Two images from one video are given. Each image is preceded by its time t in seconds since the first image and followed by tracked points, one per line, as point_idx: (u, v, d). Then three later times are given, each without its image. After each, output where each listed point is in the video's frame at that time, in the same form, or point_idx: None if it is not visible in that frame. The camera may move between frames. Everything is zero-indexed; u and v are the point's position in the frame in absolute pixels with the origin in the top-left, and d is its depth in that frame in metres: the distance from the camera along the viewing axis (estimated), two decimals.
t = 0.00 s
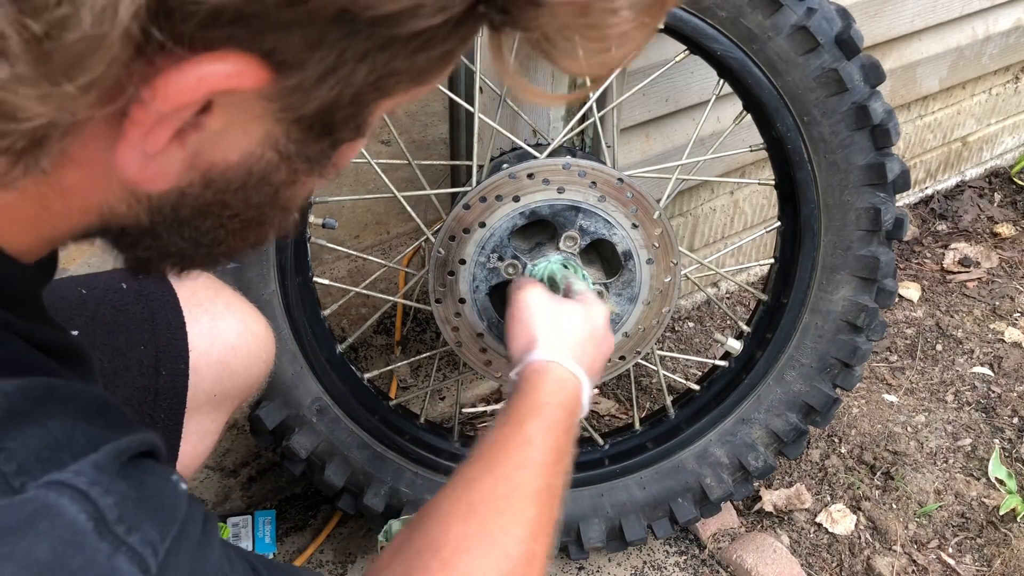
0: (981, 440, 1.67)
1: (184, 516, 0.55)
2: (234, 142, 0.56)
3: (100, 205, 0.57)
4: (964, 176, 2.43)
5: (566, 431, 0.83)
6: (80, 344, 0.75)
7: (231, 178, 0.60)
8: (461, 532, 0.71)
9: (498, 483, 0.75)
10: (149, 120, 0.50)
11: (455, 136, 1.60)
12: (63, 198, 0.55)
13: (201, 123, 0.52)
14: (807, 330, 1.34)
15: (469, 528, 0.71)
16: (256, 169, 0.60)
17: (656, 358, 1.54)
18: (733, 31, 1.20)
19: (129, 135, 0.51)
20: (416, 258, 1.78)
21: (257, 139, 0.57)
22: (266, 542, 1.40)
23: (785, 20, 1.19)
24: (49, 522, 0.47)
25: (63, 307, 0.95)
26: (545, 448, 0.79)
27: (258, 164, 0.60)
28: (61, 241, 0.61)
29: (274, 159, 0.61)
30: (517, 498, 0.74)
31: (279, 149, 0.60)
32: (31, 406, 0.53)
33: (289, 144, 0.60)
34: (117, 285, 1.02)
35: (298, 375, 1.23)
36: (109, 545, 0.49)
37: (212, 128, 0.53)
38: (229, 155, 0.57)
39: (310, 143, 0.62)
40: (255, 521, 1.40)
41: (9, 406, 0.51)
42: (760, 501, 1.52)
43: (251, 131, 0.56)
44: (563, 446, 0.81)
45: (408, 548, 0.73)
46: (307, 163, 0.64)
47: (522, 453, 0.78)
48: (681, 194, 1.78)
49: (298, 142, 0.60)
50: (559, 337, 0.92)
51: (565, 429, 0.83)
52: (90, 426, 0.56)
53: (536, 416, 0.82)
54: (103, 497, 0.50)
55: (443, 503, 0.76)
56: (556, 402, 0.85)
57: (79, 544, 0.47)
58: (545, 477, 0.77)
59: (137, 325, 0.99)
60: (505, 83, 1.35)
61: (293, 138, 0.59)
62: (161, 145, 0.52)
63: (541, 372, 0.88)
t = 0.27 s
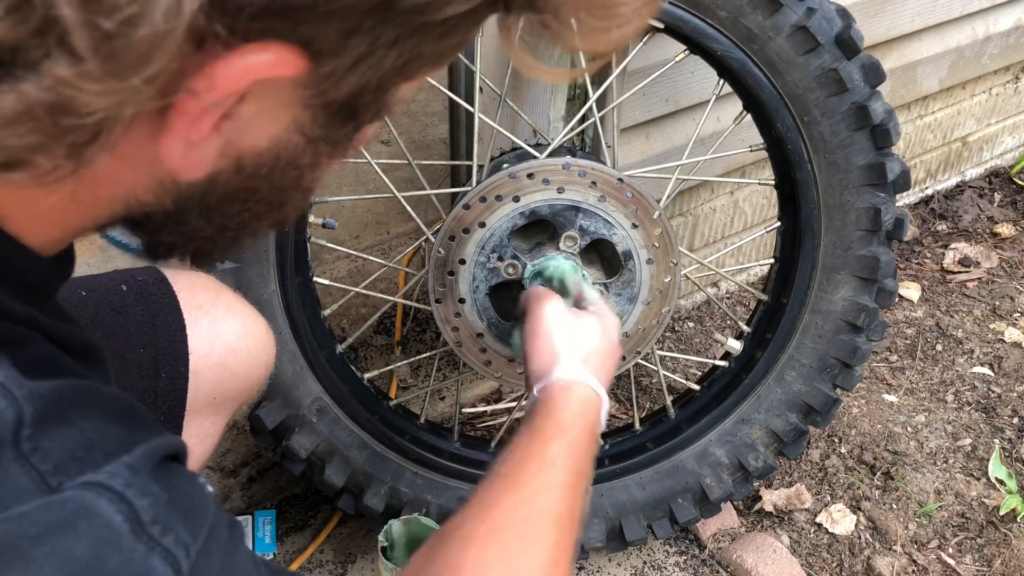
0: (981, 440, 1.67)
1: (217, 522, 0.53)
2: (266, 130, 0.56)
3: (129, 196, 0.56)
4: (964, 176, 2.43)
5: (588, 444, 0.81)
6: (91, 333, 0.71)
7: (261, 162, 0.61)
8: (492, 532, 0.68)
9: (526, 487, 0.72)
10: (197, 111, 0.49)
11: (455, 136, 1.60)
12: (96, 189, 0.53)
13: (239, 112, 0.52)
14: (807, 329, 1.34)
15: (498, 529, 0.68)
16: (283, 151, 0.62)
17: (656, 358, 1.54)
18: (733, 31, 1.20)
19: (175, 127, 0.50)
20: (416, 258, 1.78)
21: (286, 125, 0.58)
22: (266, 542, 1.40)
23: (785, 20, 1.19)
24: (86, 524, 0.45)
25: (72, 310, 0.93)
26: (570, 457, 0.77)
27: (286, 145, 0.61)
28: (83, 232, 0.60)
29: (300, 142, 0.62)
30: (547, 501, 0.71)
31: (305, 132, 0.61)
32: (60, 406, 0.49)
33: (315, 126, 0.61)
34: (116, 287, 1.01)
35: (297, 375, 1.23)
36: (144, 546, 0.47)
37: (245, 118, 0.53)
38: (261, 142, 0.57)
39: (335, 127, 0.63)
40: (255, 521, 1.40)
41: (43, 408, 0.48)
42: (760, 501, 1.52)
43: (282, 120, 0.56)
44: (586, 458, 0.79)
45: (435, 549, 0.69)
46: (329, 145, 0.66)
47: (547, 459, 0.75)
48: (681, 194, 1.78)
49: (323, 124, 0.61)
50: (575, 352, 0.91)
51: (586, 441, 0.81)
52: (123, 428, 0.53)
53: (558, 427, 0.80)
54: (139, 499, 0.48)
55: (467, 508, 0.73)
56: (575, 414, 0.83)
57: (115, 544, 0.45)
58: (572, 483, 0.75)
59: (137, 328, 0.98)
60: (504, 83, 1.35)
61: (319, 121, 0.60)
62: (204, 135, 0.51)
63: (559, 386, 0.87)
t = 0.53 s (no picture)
0: (981, 439, 1.67)
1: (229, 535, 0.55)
2: (290, 128, 0.62)
3: (159, 197, 0.62)
4: (964, 176, 2.44)
5: (573, 452, 0.79)
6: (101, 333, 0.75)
7: (286, 159, 0.67)
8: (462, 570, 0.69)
9: (499, 518, 0.73)
10: (240, 114, 0.55)
11: (455, 136, 1.59)
12: (133, 190, 0.59)
13: (270, 114, 0.58)
14: (807, 329, 1.34)
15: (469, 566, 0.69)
16: (307, 148, 0.67)
17: (657, 358, 1.54)
18: (733, 31, 1.20)
19: (218, 130, 0.57)
20: (416, 258, 1.78)
21: (310, 124, 0.63)
22: (267, 542, 1.39)
23: (785, 20, 1.19)
24: (107, 539, 0.47)
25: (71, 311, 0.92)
26: (550, 463, 0.77)
27: (308, 144, 0.66)
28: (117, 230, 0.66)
29: (324, 139, 0.67)
30: (518, 531, 0.72)
31: (327, 129, 0.66)
32: (86, 425, 0.51)
33: (336, 123, 0.66)
34: (109, 286, 1.00)
35: (298, 375, 1.23)
36: (161, 561, 0.49)
37: (274, 118, 0.59)
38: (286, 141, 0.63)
39: (357, 122, 0.68)
40: (255, 521, 1.40)
41: (66, 429, 0.49)
42: (761, 501, 1.52)
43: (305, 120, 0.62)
44: (570, 469, 0.78)
45: None
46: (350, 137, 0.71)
47: (523, 484, 0.75)
48: (681, 194, 1.78)
49: (343, 121, 0.66)
50: (561, 354, 0.88)
51: (572, 449, 0.79)
52: (141, 445, 0.55)
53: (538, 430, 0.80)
54: (157, 514, 0.50)
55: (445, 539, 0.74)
56: (559, 423, 0.81)
57: (134, 559, 0.48)
58: (550, 504, 0.74)
59: (131, 326, 0.97)
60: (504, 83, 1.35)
61: (340, 117, 0.65)
62: (242, 137, 0.58)
63: (542, 392, 0.84)
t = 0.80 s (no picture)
0: (981, 439, 1.67)
1: (237, 527, 0.54)
2: (286, 101, 0.65)
3: (158, 168, 0.64)
4: (964, 176, 2.44)
5: (567, 461, 0.80)
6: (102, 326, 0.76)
7: (283, 129, 0.69)
8: None
9: (493, 524, 0.72)
10: (244, 80, 0.58)
11: (455, 136, 1.60)
12: (134, 161, 0.61)
13: (271, 83, 0.61)
14: (807, 329, 1.34)
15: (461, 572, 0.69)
16: (305, 119, 0.70)
17: (657, 358, 1.54)
18: (733, 31, 1.20)
19: (222, 97, 0.59)
20: (416, 258, 1.78)
21: (308, 94, 0.66)
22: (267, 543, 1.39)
23: (785, 20, 1.19)
24: (120, 516, 0.47)
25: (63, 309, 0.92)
26: (545, 475, 0.76)
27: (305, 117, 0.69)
28: (116, 204, 0.68)
29: (321, 110, 0.70)
30: (511, 539, 0.72)
31: (325, 99, 0.69)
32: (96, 402, 0.51)
33: (333, 93, 0.68)
34: (110, 289, 1.00)
35: (298, 375, 1.23)
36: (172, 541, 0.48)
37: (274, 89, 0.62)
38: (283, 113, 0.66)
39: (352, 91, 0.71)
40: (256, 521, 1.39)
41: (76, 402, 0.49)
42: (760, 501, 1.52)
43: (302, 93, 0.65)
44: (564, 479, 0.78)
45: None
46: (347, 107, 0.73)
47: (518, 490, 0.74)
48: (681, 193, 1.78)
49: (340, 89, 0.69)
50: (562, 364, 0.89)
51: (566, 460, 0.79)
52: (149, 429, 0.54)
53: (534, 440, 0.79)
54: (169, 494, 0.49)
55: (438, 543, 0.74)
56: (555, 432, 0.81)
57: (146, 537, 0.47)
58: (544, 512, 0.74)
59: (132, 330, 0.97)
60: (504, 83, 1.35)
61: (337, 86, 0.68)
62: (245, 105, 0.61)
63: (539, 404, 0.84)
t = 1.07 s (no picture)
0: (981, 439, 1.67)
1: (227, 517, 0.55)
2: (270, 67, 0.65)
3: (146, 139, 0.64)
4: (964, 176, 2.44)
5: (503, 443, 0.82)
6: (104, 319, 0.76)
7: (270, 94, 0.69)
8: (401, 552, 0.70)
9: (435, 500, 0.73)
10: (227, 35, 0.58)
11: (454, 136, 1.60)
12: (120, 132, 0.61)
13: (253, 44, 0.61)
14: (807, 329, 1.34)
15: (404, 545, 0.70)
16: (292, 82, 0.69)
17: (657, 358, 1.53)
18: (733, 31, 1.20)
19: (204, 57, 0.59)
20: (416, 258, 1.78)
21: (294, 55, 0.66)
22: (266, 542, 1.39)
23: (785, 20, 1.19)
24: (112, 504, 0.48)
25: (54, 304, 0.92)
26: (485, 454, 0.79)
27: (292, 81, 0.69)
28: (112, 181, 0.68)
29: (307, 74, 0.70)
30: (453, 514, 0.73)
31: (311, 63, 0.68)
32: (89, 388, 0.52)
33: (320, 55, 0.68)
34: (110, 288, 1.00)
35: (298, 375, 1.23)
36: (161, 530, 0.49)
37: (259, 52, 0.62)
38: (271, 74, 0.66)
39: (340, 53, 0.70)
40: (255, 521, 1.40)
41: (67, 383, 0.50)
42: (760, 501, 1.52)
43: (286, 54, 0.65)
44: (502, 461, 0.81)
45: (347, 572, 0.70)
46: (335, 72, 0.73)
47: (457, 469, 0.77)
48: (681, 193, 1.78)
49: (328, 51, 0.69)
50: (511, 351, 0.93)
51: (503, 443, 0.82)
52: (141, 420, 0.56)
53: (475, 421, 0.82)
54: (160, 483, 0.51)
55: (378, 523, 0.75)
56: (496, 416, 0.84)
57: (136, 527, 0.48)
58: (483, 490, 0.76)
59: (132, 329, 0.97)
60: (505, 83, 1.35)
61: (324, 49, 0.68)
62: (228, 64, 0.61)
63: (483, 387, 0.87)
